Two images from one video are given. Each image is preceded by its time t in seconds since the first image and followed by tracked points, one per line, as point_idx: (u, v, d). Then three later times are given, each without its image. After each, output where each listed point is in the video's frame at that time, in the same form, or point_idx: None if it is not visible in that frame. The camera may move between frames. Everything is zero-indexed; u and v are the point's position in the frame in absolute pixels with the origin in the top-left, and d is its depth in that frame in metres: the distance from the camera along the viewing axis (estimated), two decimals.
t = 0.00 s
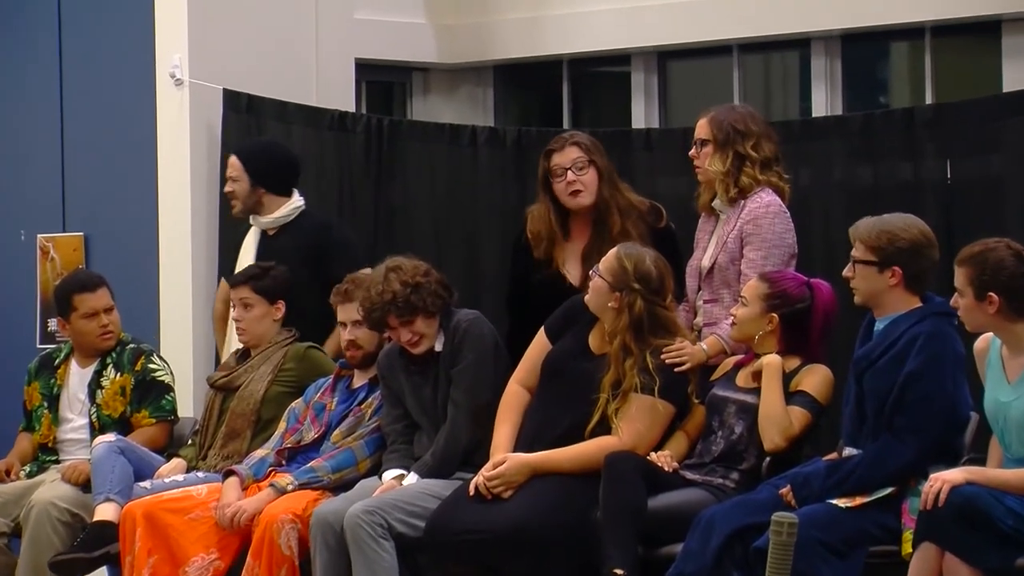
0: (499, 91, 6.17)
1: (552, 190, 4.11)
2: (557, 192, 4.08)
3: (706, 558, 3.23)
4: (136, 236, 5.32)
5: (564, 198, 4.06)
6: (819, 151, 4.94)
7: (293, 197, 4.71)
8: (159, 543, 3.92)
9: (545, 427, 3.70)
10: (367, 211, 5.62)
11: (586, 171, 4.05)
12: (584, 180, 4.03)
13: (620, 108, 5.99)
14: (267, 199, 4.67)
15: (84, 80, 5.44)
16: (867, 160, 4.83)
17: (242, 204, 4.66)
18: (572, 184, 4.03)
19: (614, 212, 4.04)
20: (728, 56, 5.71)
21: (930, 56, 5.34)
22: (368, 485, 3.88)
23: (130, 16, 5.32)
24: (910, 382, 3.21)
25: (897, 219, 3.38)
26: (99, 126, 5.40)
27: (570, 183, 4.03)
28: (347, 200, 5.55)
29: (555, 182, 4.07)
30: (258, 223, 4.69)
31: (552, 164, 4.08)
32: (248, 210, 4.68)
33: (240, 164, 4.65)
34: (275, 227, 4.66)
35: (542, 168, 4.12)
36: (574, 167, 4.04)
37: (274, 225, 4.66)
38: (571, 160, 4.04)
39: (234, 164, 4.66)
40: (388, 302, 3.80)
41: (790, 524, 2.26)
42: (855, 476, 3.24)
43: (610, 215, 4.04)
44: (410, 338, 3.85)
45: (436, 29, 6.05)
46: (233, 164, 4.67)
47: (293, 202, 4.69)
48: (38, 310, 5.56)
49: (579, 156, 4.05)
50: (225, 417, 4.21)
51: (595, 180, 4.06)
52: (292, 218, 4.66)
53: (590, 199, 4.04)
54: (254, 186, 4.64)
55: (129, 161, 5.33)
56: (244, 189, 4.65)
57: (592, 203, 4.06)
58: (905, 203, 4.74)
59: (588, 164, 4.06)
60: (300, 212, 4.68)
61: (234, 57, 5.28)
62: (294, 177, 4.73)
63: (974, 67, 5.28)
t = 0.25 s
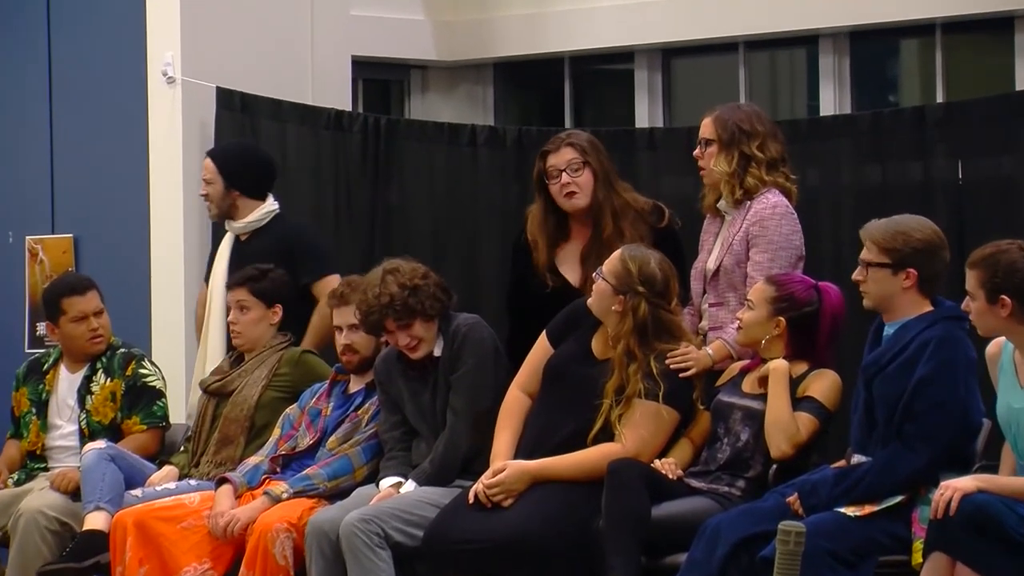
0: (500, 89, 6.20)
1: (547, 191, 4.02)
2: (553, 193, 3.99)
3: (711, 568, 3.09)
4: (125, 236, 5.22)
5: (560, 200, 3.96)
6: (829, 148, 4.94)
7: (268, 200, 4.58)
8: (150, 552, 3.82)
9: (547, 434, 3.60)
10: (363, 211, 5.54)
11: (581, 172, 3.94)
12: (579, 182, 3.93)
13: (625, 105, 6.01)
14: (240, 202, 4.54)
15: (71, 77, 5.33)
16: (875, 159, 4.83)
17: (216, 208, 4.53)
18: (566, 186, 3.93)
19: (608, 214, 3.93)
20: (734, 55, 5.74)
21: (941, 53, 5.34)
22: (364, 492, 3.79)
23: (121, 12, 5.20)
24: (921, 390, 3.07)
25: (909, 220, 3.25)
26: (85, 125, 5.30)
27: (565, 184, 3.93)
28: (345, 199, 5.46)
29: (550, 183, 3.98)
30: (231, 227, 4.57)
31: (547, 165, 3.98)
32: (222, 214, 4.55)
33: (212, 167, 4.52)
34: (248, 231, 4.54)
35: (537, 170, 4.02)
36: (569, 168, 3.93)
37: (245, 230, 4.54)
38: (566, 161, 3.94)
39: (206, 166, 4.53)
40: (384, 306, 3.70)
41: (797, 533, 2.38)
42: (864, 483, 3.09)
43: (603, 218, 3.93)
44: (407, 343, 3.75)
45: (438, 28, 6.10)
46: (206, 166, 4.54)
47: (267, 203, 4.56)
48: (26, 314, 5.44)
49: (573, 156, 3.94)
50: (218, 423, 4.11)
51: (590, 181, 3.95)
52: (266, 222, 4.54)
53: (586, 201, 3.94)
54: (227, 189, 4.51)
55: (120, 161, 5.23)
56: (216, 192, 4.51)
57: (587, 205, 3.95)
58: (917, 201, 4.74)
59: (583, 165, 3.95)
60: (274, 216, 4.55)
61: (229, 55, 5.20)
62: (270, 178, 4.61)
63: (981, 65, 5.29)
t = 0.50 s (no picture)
0: (500, 89, 6.10)
1: (545, 193, 3.91)
2: (551, 197, 3.88)
3: None
4: (115, 239, 5.14)
5: (557, 205, 3.86)
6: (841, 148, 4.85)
7: (251, 202, 4.48)
8: (140, 564, 3.72)
9: (548, 443, 3.49)
10: (359, 213, 5.45)
11: (578, 176, 3.82)
12: (576, 186, 3.82)
13: (629, 105, 5.92)
14: (227, 205, 4.45)
15: (60, 78, 5.25)
16: (886, 161, 4.75)
17: (203, 212, 4.42)
18: (562, 191, 3.82)
19: (606, 218, 3.82)
20: (739, 53, 5.64)
21: (953, 51, 5.25)
22: (361, 502, 3.68)
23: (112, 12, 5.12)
24: (934, 396, 2.94)
25: (924, 223, 3.12)
26: (75, 127, 5.22)
27: (562, 189, 3.83)
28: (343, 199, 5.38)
29: (547, 187, 3.87)
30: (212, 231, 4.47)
31: (545, 168, 3.87)
32: (208, 218, 4.44)
33: (197, 170, 4.40)
34: (232, 234, 4.44)
35: (535, 172, 3.91)
36: (566, 172, 3.82)
37: (228, 233, 4.44)
38: (563, 164, 3.82)
39: (192, 170, 4.40)
40: (382, 310, 3.60)
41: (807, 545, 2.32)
42: (875, 493, 2.96)
43: (600, 224, 3.83)
44: (404, 349, 3.64)
45: (435, 25, 6.01)
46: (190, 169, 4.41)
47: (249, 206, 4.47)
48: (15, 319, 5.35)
49: (570, 159, 3.82)
50: (210, 431, 4.01)
51: (587, 184, 3.83)
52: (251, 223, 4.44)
53: (583, 205, 3.83)
54: (214, 193, 4.40)
55: (110, 163, 5.13)
56: (203, 196, 4.40)
57: (586, 209, 3.84)
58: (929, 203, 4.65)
59: (580, 169, 3.83)
60: (258, 218, 4.45)
61: (223, 54, 5.10)
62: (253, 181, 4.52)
63: (992, 64, 5.19)
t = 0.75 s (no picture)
0: (499, 86, 6.02)
1: (547, 190, 3.81)
2: (552, 193, 3.78)
3: None
4: (106, 240, 5.05)
5: (558, 201, 3.76)
6: (851, 147, 4.77)
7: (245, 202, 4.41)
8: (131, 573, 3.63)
9: (549, 449, 3.39)
10: (355, 213, 5.36)
11: (579, 172, 3.73)
12: (577, 182, 3.72)
13: (632, 102, 5.83)
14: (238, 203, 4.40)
15: (49, 78, 5.17)
16: (896, 159, 4.67)
17: (223, 209, 4.32)
18: (563, 187, 3.73)
19: (606, 216, 3.72)
20: (746, 49, 5.55)
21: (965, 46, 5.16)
22: (357, 510, 3.58)
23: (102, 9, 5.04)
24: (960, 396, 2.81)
25: (935, 221, 3.00)
26: (64, 127, 5.13)
27: (563, 185, 3.74)
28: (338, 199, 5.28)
29: (549, 184, 3.78)
30: (205, 231, 4.37)
31: (546, 164, 3.78)
32: (222, 215, 4.33)
33: (220, 165, 4.31)
34: (224, 235, 4.35)
35: (535, 169, 3.82)
36: (567, 168, 3.73)
37: (221, 234, 4.35)
38: (564, 160, 3.73)
39: (216, 165, 4.30)
40: (378, 310, 3.51)
41: (813, 553, 2.68)
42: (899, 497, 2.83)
43: (600, 221, 3.73)
44: (400, 350, 3.55)
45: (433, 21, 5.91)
46: (212, 164, 4.30)
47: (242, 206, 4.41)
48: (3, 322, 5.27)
49: (574, 155, 3.73)
50: (203, 437, 3.92)
51: (589, 180, 3.74)
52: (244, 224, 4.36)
53: (584, 201, 3.73)
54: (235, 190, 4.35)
55: (100, 162, 5.05)
56: (226, 192, 4.31)
57: (588, 206, 3.75)
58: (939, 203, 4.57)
59: (582, 164, 3.74)
60: (252, 219, 4.36)
61: (217, 50, 5.01)
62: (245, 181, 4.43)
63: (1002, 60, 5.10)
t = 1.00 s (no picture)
0: (499, 82, 5.95)
1: (551, 186, 3.74)
2: (557, 189, 3.71)
3: None
4: (99, 239, 4.97)
5: (565, 197, 3.69)
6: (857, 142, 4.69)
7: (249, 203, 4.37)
8: None
9: (550, 453, 3.32)
10: (353, 212, 5.29)
11: (587, 165, 3.67)
12: (586, 175, 3.66)
13: (635, 98, 5.76)
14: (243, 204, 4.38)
15: (42, 74, 5.07)
16: (903, 156, 4.60)
17: (240, 204, 4.28)
18: (572, 181, 3.66)
19: (616, 210, 3.64)
20: (750, 44, 5.47)
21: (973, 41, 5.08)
22: (355, 514, 3.51)
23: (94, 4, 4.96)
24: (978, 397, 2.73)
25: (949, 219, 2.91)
26: (56, 124, 5.06)
27: (570, 179, 3.67)
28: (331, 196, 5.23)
29: (554, 179, 3.70)
30: (209, 226, 4.31)
31: (550, 160, 3.71)
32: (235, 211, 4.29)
33: (238, 159, 4.29)
34: (230, 232, 4.30)
35: (539, 165, 3.75)
36: (574, 162, 3.66)
37: (227, 231, 4.30)
38: (570, 154, 3.66)
39: (234, 158, 4.28)
40: (377, 304, 3.44)
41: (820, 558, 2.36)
42: (917, 501, 2.75)
43: (611, 214, 3.64)
44: (397, 349, 3.47)
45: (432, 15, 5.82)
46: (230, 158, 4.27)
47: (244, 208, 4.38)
48: None
49: (580, 149, 3.66)
50: (197, 440, 3.84)
51: (597, 174, 3.68)
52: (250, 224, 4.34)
53: (593, 195, 3.67)
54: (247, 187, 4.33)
55: (93, 160, 4.98)
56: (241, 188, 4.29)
57: (595, 201, 3.68)
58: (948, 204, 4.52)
59: (589, 157, 3.68)
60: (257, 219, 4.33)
61: (212, 45, 4.94)
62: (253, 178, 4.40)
63: (1010, 56, 5.03)
